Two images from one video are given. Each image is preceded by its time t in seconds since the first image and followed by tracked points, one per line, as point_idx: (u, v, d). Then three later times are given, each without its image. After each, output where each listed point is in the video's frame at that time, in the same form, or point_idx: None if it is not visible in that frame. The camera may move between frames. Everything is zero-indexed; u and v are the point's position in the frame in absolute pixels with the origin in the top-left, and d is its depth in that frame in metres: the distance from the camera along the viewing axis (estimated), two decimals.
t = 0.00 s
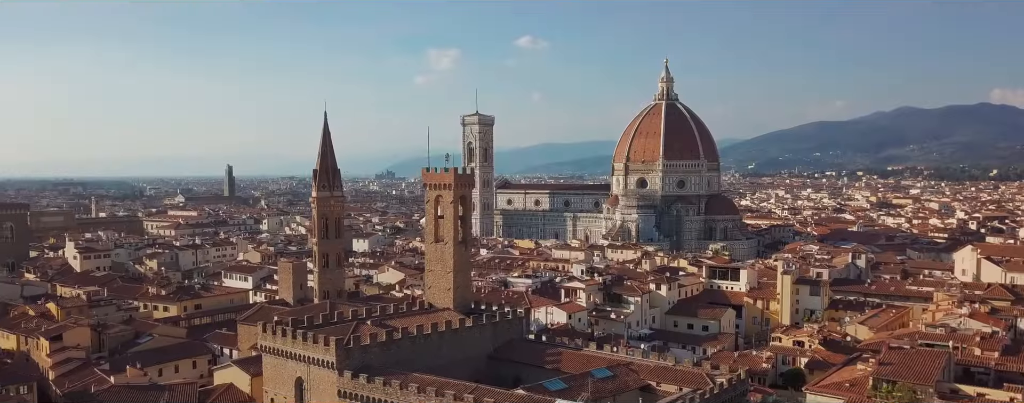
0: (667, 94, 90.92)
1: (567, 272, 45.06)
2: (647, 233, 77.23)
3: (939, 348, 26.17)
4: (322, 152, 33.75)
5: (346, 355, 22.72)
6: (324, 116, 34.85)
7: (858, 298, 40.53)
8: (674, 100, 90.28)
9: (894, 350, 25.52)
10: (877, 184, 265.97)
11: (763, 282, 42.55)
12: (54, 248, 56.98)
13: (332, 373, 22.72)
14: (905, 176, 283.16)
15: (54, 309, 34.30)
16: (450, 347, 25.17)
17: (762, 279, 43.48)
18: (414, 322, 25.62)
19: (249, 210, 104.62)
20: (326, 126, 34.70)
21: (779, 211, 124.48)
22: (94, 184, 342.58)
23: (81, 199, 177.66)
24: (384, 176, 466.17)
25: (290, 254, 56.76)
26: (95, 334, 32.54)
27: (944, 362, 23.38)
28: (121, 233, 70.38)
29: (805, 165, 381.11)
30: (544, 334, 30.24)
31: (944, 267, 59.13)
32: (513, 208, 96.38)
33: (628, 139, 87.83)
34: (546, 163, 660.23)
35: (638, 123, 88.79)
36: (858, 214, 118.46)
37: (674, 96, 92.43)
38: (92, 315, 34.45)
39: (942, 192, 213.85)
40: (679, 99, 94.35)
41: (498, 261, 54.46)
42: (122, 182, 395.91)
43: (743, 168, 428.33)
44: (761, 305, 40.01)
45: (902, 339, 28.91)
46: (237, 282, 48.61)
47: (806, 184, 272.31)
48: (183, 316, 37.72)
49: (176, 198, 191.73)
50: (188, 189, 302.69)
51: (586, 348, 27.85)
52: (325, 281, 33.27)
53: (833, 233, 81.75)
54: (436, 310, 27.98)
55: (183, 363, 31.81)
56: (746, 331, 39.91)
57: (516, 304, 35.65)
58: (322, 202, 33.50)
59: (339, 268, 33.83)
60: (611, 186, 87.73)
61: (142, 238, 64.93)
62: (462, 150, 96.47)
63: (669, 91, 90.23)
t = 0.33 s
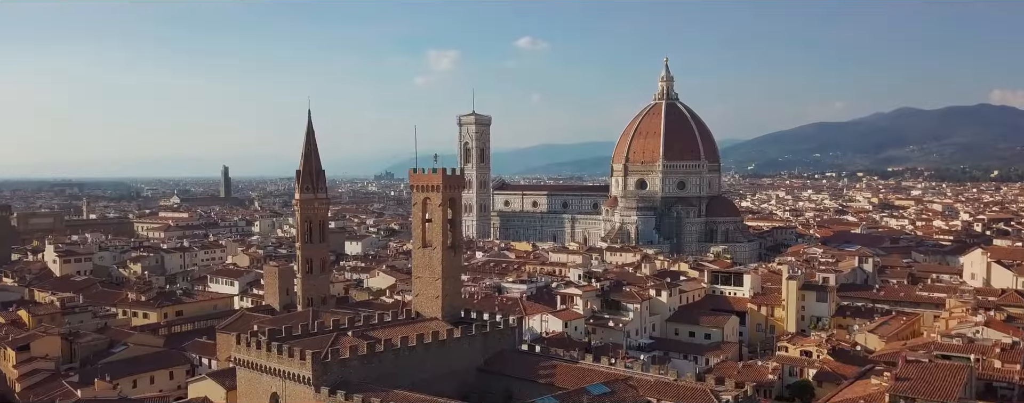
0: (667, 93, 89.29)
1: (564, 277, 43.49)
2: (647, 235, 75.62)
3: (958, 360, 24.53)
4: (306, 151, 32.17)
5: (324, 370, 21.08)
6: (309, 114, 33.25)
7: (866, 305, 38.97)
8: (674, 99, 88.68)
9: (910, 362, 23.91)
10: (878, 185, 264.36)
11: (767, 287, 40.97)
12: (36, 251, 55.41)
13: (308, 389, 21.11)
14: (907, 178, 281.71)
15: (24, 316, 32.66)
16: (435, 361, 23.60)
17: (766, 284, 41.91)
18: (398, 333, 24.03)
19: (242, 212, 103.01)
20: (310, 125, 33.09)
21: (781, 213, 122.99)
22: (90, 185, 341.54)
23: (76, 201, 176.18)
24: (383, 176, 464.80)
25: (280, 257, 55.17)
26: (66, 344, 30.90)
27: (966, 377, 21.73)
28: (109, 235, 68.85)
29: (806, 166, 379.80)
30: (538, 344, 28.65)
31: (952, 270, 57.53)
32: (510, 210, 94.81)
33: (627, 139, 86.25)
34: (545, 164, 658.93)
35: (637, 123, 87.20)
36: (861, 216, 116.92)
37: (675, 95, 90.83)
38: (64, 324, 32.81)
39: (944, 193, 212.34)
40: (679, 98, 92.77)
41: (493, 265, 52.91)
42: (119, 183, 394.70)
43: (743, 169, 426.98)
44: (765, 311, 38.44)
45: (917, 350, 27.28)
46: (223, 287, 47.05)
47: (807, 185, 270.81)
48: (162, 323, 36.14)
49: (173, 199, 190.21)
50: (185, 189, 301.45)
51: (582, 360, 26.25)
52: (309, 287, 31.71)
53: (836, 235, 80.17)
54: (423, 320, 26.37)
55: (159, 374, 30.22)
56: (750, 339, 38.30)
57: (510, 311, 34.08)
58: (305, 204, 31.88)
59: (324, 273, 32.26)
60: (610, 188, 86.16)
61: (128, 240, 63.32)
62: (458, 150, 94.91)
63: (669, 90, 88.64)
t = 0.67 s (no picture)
0: (667, 92, 87.56)
1: (560, 281, 41.77)
2: (647, 237, 73.88)
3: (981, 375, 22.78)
4: (286, 151, 30.43)
5: (294, 388, 19.33)
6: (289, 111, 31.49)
7: (876, 311, 37.25)
8: (674, 98, 86.95)
9: (931, 378, 22.15)
10: (879, 186, 262.69)
11: (772, 293, 39.26)
12: (15, 253, 53.61)
13: None
14: (907, 179, 280.16)
15: None
16: (417, 376, 21.83)
17: (771, 289, 40.20)
18: (379, 347, 22.29)
19: (234, 213, 101.13)
20: (291, 123, 31.36)
21: (783, 214, 121.21)
22: (86, 185, 339.43)
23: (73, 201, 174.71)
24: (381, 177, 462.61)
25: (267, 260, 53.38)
26: (31, 354, 29.13)
27: (994, 396, 19.99)
28: (94, 237, 67.10)
29: (806, 167, 377.93)
30: (530, 356, 26.91)
31: (961, 274, 55.80)
32: (507, 211, 93.12)
33: (627, 139, 84.53)
34: (544, 165, 657.24)
35: (636, 122, 85.46)
36: (864, 217, 115.16)
37: (675, 94, 89.09)
38: (31, 333, 31.06)
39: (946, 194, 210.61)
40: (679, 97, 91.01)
41: (487, 268, 51.18)
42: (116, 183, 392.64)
43: (742, 170, 425.17)
44: (770, 318, 36.66)
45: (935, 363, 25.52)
46: (206, 292, 45.32)
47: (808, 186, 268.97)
48: (138, 331, 34.43)
49: (170, 200, 188.82)
50: (182, 190, 299.46)
51: (577, 375, 24.49)
52: (288, 294, 30.00)
53: (840, 238, 78.42)
54: (407, 331, 24.65)
55: (129, 387, 28.49)
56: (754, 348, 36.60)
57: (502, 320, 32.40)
58: (284, 206, 30.12)
59: (304, 280, 30.55)
60: (609, 188, 84.47)
61: (113, 242, 61.61)
62: (454, 150, 93.24)
63: (670, 89, 86.93)
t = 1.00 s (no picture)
0: (667, 91, 86.05)
1: (556, 286, 40.25)
2: (647, 239, 72.32)
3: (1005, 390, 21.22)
4: (266, 150, 28.85)
5: None
6: (270, 108, 29.92)
7: (885, 318, 35.75)
8: (675, 97, 85.41)
9: (953, 393, 20.60)
10: (880, 186, 261.27)
11: (778, 299, 37.71)
12: None
13: None
14: (908, 180, 278.81)
15: None
16: (400, 391, 20.26)
17: (775, 294, 38.70)
18: (359, 361, 20.75)
19: (228, 214, 99.62)
20: (272, 121, 29.80)
21: (784, 215, 119.83)
22: (83, 185, 338.14)
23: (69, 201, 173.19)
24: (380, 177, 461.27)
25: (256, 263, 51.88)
26: None
27: None
28: (82, 239, 65.60)
29: (806, 167, 376.82)
30: (523, 367, 25.37)
31: (970, 277, 54.33)
32: (505, 211, 91.63)
33: (626, 139, 83.04)
34: (544, 166, 656.37)
35: (636, 122, 83.96)
36: (866, 218, 113.79)
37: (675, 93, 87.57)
38: None
39: (947, 195, 209.48)
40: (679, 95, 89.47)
41: (482, 272, 49.63)
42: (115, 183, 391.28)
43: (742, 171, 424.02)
44: (776, 325, 35.15)
45: (954, 375, 23.93)
46: (191, 296, 43.83)
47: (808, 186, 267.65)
48: (114, 339, 32.89)
49: (168, 200, 187.22)
50: (179, 190, 298.16)
51: (573, 388, 22.93)
52: (269, 301, 28.53)
53: (843, 239, 76.92)
54: (391, 342, 23.16)
55: (99, 399, 26.95)
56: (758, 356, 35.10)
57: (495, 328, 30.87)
58: (264, 208, 28.56)
59: (286, 286, 29.05)
60: (608, 189, 82.97)
61: (100, 243, 60.14)
62: (450, 150, 91.76)
63: (670, 88, 85.40)
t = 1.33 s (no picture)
0: (667, 89, 84.46)
1: (552, 290, 38.73)
2: (646, 241, 70.75)
3: None
4: (244, 148, 27.23)
5: None
6: (249, 103, 28.30)
7: (896, 324, 34.20)
8: (675, 95, 83.79)
9: None
10: (880, 186, 259.85)
11: (782, 304, 36.21)
12: None
13: None
14: (909, 180, 277.38)
15: None
16: None
17: (780, 299, 37.19)
18: (336, 377, 19.22)
19: (221, 214, 98.09)
20: (251, 117, 28.16)
21: (785, 216, 118.47)
22: (81, 185, 336.56)
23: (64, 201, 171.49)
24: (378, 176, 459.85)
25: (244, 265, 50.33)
26: None
27: None
28: (67, 240, 64.05)
29: (806, 167, 375.33)
30: (515, 380, 23.84)
31: (979, 281, 52.83)
32: (502, 212, 90.10)
33: (626, 138, 81.52)
34: (543, 166, 655.00)
35: (635, 120, 82.37)
36: (868, 219, 112.32)
37: (675, 91, 85.95)
38: None
39: (949, 195, 208.19)
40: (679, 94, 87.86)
41: (476, 275, 48.04)
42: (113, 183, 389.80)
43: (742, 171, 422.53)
44: (781, 332, 33.57)
45: (975, 389, 22.39)
46: (174, 300, 42.33)
47: (808, 187, 266.24)
48: (88, 346, 31.48)
49: (163, 200, 185.76)
50: (177, 190, 296.62)
51: None
52: (247, 308, 27.00)
53: (847, 241, 75.42)
54: (373, 354, 21.67)
55: None
56: (763, 364, 33.58)
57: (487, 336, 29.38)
58: (242, 209, 26.96)
59: (266, 291, 27.51)
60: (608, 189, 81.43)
61: (85, 245, 58.60)
62: (446, 150, 90.22)
63: (670, 86, 83.81)
